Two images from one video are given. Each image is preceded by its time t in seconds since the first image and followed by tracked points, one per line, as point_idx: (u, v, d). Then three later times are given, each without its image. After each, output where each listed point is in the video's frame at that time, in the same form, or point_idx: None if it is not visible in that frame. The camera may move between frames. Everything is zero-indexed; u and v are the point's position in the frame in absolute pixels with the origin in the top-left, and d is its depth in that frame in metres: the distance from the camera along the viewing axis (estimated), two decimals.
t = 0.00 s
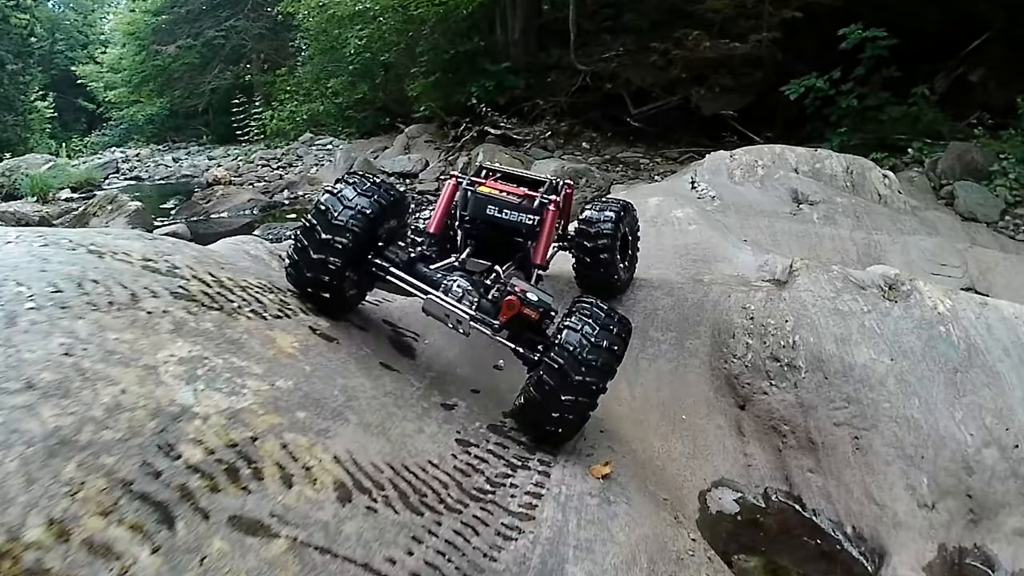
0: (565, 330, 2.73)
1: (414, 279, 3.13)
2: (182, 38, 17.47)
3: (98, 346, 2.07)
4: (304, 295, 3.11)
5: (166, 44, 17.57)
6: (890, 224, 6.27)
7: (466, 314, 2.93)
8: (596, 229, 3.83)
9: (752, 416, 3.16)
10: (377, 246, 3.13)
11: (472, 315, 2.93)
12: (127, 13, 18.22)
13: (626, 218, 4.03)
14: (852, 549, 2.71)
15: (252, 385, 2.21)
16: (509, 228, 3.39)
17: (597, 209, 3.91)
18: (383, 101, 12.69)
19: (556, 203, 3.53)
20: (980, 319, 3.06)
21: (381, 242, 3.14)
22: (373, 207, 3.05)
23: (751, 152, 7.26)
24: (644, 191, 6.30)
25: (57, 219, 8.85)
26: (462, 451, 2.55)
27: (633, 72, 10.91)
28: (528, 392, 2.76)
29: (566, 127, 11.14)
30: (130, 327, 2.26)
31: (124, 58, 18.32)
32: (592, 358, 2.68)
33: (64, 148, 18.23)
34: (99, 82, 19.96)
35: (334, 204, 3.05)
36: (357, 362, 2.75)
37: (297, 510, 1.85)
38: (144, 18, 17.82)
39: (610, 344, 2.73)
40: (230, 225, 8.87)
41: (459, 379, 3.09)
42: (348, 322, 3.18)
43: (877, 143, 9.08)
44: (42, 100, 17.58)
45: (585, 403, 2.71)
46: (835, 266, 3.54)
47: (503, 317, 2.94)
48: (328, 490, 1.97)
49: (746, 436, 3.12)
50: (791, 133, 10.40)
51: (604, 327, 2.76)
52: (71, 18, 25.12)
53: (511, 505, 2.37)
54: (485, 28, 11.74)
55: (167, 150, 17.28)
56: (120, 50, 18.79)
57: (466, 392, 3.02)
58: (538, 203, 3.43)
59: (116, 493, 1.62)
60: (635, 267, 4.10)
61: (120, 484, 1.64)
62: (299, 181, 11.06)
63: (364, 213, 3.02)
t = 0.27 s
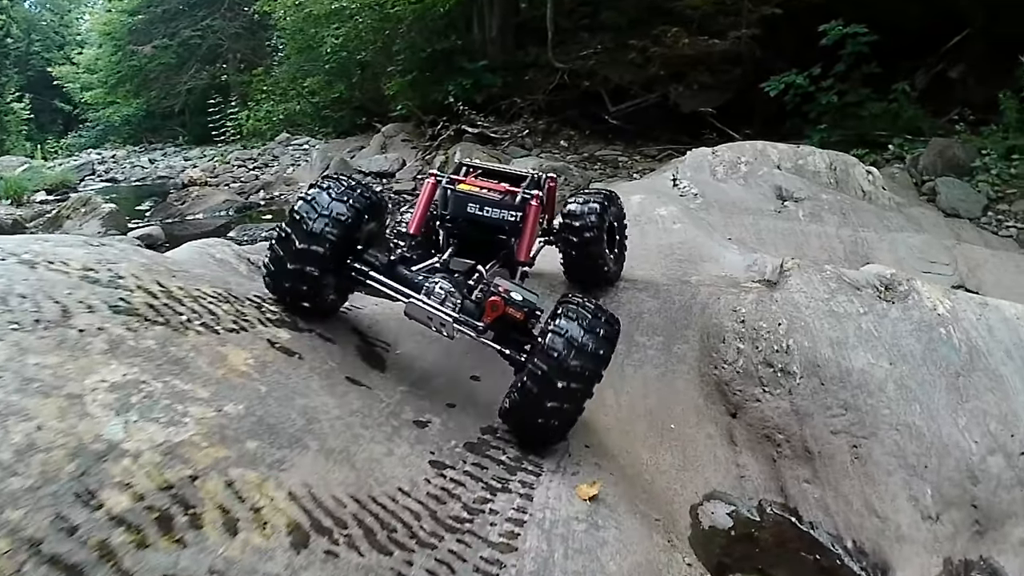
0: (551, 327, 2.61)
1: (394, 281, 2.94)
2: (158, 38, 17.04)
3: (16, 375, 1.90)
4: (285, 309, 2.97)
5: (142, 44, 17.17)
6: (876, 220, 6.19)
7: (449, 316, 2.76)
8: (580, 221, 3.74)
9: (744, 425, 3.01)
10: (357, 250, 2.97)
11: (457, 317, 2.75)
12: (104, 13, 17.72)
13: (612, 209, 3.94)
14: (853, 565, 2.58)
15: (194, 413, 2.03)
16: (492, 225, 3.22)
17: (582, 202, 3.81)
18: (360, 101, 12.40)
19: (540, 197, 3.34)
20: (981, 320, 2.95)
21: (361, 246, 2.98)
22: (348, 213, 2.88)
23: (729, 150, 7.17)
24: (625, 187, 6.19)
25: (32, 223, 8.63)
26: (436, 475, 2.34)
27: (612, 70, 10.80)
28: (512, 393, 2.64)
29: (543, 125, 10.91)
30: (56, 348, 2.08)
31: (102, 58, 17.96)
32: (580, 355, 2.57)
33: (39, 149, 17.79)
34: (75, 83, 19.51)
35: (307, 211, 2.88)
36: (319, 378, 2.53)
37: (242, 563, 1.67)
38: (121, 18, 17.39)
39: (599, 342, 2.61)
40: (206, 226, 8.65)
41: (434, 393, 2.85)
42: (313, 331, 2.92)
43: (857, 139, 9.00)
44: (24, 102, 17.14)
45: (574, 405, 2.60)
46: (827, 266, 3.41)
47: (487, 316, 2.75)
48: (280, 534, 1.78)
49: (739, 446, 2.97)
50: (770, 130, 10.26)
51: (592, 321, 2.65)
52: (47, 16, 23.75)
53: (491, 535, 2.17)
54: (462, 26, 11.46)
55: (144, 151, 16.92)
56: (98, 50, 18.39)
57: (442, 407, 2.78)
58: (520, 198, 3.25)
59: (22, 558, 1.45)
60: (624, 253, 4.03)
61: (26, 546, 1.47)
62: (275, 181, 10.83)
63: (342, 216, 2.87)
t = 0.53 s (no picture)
0: (534, 311, 2.47)
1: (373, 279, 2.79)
2: (130, 39, 16.44)
3: None
4: (269, 314, 2.88)
5: (114, 44, 16.60)
6: (857, 216, 6.13)
7: (428, 312, 2.57)
8: (561, 210, 3.68)
9: (733, 432, 2.88)
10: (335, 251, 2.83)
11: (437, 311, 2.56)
12: (75, 13, 17.03)
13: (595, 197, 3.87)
14: None
15: (129, 443, 1.85)
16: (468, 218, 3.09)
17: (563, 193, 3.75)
18: (332, 100, 12.17)
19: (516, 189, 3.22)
20: (976, 319, 2.89)
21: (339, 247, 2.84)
22: (323, 213, 2.74)
23: (704, 147, 7.08)
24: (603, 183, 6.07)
25: None
26: (406, 499, 2.13)
27: (585, 68, 10.65)
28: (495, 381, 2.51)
29: (515, 123, 10.69)
30: None
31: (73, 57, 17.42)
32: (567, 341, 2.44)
33: (6, 152, 17.23)
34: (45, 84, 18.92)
35: (282, 212, 2.75)
36: (275, 395, 2.34)
37: None
38: (92, 17, 16.69)
39: (585, 325, 2.49)
40: (177, 228, 8.42)
41: (406, 406, 2.62)
42: (272, 341, 2.69)
43: (832, 137, 8.99)
44: None
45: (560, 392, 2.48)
46: (815, 264, 3.29)
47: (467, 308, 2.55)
48: None
49: (727, 453, 2.84)
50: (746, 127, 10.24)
51: (577, 307, 2.51)
52: (19, 16, 22.59)
53: (467, 566, 1.98)
54: (434, 25, 11.25)
55: (116, 153, 16.48)
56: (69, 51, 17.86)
57: (412, 421, 2.54)
58: (495, 189, 3.12)
59: None
60: (610, 241, 3.98)
61: None
62: (247, 182, 10.58)
63: (313, 221, 2.72)
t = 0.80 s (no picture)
0: (513, 301, 2.41)
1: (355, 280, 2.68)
2: (92, 39, 15.72)
3: None
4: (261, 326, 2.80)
5: (76, 45, 15.86)
6: (830, 214, 6.09)
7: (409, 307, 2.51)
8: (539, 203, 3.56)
9: (716, 440, 2.77)
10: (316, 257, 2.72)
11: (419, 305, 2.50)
12: (38, 14, 16.43)
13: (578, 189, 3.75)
14: None
15: (61, 489, 1.66)
16: (443, 218, 2.93)
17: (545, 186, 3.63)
18: (295, 100, 11.87)
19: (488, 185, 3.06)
20: (965, 320, 2.83)
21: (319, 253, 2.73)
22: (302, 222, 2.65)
23: (672, 147, 6.99)
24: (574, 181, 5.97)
25: None
26: (378, 530, 1.89)
27: (551, 67, 10.58)
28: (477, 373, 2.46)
29: (480, 122, 10.58)
30: None
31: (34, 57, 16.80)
32: (547, 327, 2.37)
33: None
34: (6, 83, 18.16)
35: (259, 230, 2.66)
36: (231, 419, 2.12)
37: None
38: (55, 18, 16.06)
39: (565, 311, 2.43)
40: (138, 232, 8.16)
41: (376, 421, 2.33)
42: (227, 357, 2.42)
43: (799, 134, 8.97)
44: None
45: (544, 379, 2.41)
46: (798, 265, 3.19)
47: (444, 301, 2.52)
48: None
49: (711, 463, 2.74)
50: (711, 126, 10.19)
51: (556, 293, 2.46)
52: None
53: None
54: (398, 24, 10.92)
55: (77, 155, 15.92)
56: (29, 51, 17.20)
57: (381, 440, 2.25)
58: (468, 186, 2.96)
59: None
60: (594, 229, 3.88)
61: None
62: (211, 185, 10.33)
63: (291, 236, 2.63)
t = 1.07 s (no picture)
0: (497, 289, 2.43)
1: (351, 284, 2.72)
2: (52, 41, 14.93)
3: None
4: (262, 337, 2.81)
5: (37, 48, 15.07)
6: (803, 211, 6.07)
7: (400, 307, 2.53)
8: (534, 200, 3.51)
9: (706, 448, 2.68)
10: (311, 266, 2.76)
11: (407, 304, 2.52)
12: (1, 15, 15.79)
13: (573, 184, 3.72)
14: None
15: None
16: (434, 219, 2.92)
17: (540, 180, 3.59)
18: (257, 102, 11.63)
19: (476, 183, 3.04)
20: (957, 318, 2.78)
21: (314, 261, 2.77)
22: (295, 231, 2.70)
23: (641, 146, 6.91)
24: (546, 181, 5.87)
25: None
26: (361, 568, 1.74)
27: (514, 66, 10.33)
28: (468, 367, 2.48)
29: (443, 122, 10.38)
30: None
31: None
32: (533, 309, 2.39)
33: None
34: None
35: (253, 242, 2.70)
36: (193, 450, 1.91)
37: None
38: (14, 20, 15.39)
39: (551, 294, 2.45)
40: (99, 238, 7.88)
41: (354, 442, 2.16)
42: (188, 377, 2.21)
43: (765, 132, 9.00)
44: None
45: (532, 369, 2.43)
46: (783, 265, 3.10)
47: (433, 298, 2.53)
48: None
49: (703, 471, 2.65)
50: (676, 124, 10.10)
51: (541, 278, 2.48)
52: None
53: None
54: (360, 24, 10.75)
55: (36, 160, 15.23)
56: None
57: (357, 464, 2.08)
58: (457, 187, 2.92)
59: None
60: (588, 228, 3.84)
61: None
62: (172, 189, 10.01)
63: (285, 244, 2.67)
